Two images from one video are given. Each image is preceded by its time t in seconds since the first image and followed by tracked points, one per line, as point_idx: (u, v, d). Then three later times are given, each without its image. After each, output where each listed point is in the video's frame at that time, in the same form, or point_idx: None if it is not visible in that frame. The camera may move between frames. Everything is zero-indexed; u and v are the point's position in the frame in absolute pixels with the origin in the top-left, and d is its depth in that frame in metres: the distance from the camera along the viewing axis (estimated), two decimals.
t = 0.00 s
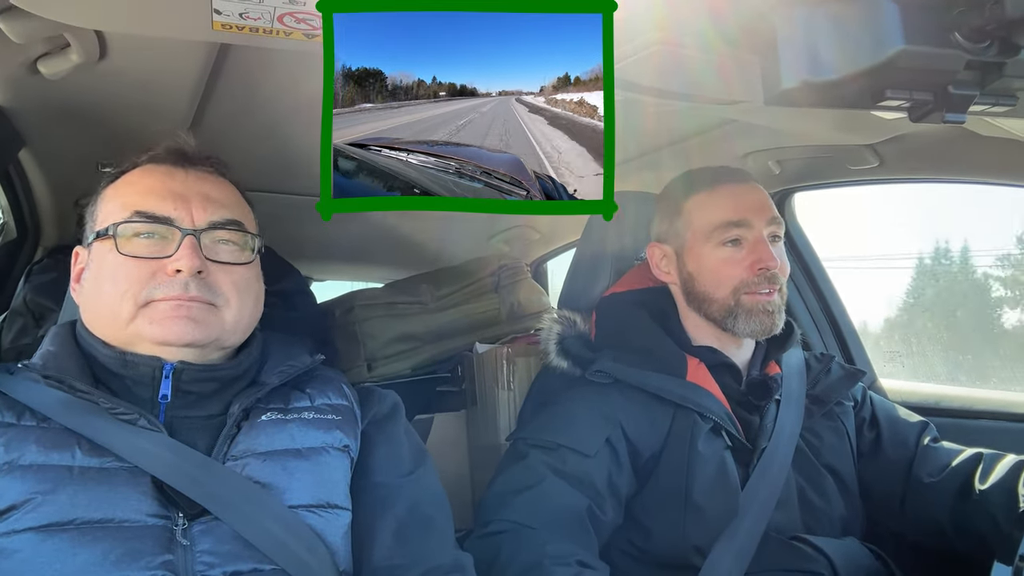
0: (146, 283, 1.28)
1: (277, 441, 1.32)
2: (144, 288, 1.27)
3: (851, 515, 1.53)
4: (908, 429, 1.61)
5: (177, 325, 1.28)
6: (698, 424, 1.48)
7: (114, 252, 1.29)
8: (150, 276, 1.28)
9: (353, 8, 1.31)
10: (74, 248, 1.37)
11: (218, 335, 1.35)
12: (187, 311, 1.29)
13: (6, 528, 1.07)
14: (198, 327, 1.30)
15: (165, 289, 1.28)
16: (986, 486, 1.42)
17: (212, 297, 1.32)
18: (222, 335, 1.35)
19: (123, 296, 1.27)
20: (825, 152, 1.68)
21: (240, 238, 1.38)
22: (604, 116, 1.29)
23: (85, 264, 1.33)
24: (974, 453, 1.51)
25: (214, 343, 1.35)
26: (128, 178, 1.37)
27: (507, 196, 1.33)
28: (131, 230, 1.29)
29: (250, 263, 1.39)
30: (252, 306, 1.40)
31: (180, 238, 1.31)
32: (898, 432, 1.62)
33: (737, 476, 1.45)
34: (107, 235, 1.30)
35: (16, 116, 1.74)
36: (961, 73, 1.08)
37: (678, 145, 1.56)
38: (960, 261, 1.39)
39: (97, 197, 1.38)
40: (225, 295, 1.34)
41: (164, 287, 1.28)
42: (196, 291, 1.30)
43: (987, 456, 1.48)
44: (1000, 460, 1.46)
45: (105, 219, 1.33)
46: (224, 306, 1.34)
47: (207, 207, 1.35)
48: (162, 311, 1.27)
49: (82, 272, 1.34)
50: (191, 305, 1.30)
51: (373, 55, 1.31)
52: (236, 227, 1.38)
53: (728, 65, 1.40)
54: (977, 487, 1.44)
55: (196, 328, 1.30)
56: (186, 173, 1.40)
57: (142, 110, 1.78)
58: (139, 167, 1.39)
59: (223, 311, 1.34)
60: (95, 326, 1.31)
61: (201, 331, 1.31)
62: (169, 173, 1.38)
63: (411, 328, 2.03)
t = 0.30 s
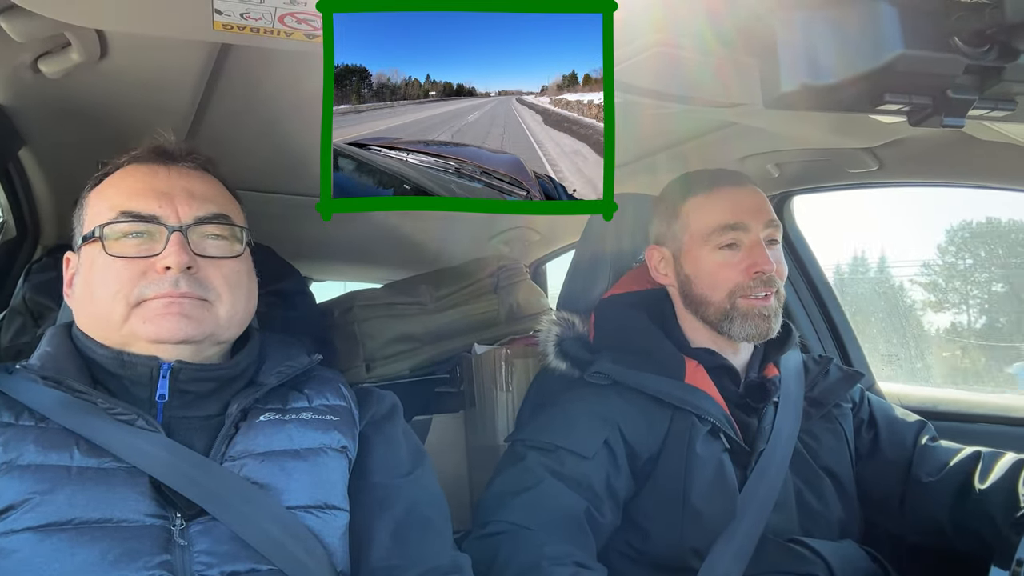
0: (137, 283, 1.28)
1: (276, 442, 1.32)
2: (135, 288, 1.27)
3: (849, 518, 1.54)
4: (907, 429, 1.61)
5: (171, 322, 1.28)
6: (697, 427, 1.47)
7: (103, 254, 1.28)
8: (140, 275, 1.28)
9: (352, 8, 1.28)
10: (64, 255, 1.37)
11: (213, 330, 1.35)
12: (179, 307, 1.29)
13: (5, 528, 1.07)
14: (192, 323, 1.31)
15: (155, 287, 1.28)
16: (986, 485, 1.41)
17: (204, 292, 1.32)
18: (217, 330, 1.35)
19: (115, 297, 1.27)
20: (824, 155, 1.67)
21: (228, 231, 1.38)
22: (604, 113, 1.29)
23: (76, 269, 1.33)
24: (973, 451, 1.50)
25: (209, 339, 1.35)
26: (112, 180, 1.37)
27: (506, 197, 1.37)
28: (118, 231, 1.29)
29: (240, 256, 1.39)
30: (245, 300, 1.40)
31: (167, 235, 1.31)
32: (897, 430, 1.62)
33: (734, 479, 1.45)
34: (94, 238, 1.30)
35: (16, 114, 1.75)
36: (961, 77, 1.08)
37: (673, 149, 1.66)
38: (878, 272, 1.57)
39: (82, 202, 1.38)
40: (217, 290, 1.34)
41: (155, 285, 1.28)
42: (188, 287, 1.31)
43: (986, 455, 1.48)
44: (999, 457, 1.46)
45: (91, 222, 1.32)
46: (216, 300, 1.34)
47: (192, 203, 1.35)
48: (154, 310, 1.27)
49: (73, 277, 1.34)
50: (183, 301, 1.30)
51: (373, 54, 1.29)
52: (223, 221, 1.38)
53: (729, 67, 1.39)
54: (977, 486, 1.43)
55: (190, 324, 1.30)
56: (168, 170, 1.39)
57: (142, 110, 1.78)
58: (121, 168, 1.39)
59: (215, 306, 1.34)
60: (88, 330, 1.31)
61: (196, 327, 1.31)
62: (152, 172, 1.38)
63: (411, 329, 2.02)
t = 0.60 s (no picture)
0: (156, 280, 1.28)
1: (276, 440, 1.32)
2: (155, 285, 1.28)
3: (849, 521, 1.54)
4: (907, 431, 1.61)
5: (192, 319, 1.29)
6: (697, 428, 1.47)
7: (121, 250, 1.28)
8: (160, 272, 1.28)
9: (352, 8, 1.27)
10: (71, 249, 1.36)
11: (230, 328, 1.35)
12: (199, 305, 1.30)
13: (5, 524, 1.07)
14: (212, 321, 1.31)
15: (176, 285, 1.29)
16: (986, 487, 1.42)
17: (223, 290, 1.33)
18: (233, 328, 1.36)
19: (133, 294, 1.27)
20: (826, 157, 1.68)
21: (244, 230, 1.38)
22: (604, 112, 1.30)
23: (86, 264, 1.32)
24: (974, 453, 1.50)
25: (224, 337, 1.36)
26: (124, 175, 1.36)
27: (506, 196, 1.36)
28: (137, 227, 1.29)
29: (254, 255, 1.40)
30: (259, 299, 1.41)
31: (187, 232, 1.31)
32: (898, 432, 1.62)
33: (735, 479, 1.45)
34: (110, 233, 1.29)
35: (17, 110, 1.74)
36: (964, 79, 1.08)
37: (670, 151, 1.65)
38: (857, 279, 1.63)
39: (91, 195, 1.37)
40: (234, 288, 1.35)
41: (175, 283, 1.29)
42: (208, 285, 1.31)
43: (986, 457, 1.48)
44: (1000, 460, 1.46)
45: (106, 217, 1.32)
46: (234, 298, 1.34)
47: (210, 201, 1.36)
48: (175, 307, 1.28)
49: (83, 271, 1.33)
50: (203, 299, 1.30)
51: (371, 54, 1.28)
52: (239, 220, 1.38)
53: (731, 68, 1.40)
54: (976, 488, 1.43)
55: (210, 322, 1.31)
56: (183, 167, 1.39)
57: (142, 107, 1.78)
58: (134, 163, 1.38)
59: (233, 304, 1.35)
60: (101, 325, 1.30)
61: (215, 325, 1.32)
62: (166, 169, 1.37)
63: (411, 327, 2.00)
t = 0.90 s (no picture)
0: (255, 293, 1.35)
1: (277, 438, 1.32)
2: (255, 298, 1.35)
3: (849, 519, 1.55)
4: (907, 429, 1.61)
5: (285, 330, 1.39)
6: (697, 426, 1.47)
7: (217, 263, 1.32)
8: (257, 287, 1.35)
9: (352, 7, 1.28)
10: (128, 252, 1.33)
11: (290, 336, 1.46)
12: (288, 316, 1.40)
13: (7, 522, 1.07)
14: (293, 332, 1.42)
15: (273, 298, 1.37)
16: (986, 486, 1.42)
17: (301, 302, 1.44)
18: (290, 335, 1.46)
19: (235, 307, 1.33)
20: (826, 155, 1.68)
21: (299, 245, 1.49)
22: (604, 113, 1.29)
23: (163, 273, 1.31)
24: (973, 451, 1.50)
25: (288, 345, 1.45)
26: (197, 184, 1.36)
27: (506, 196, 1.35)
28: (237, 242, 1.34)
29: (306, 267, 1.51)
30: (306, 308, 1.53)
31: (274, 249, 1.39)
32: (898, 431, 1.62)
33: (736, 478, 1.45)
34: (212, 246, 1.32)
35: (17, 108, 1.74)
36: (965, 77, 1.08)
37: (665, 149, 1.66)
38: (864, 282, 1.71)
39: (152, 199, 1.35)
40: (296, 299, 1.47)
41: (271, 296, 1.37)
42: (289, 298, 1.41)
43: (986, 455, 1.48)
44: (1000, 459, 1.46)
45: (191, 228, 1.33)
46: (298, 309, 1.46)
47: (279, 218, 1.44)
48: (273, 318, 1.37)
49: (151, 279, 1.31)
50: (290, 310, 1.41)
51: (373, 54, 1.28)
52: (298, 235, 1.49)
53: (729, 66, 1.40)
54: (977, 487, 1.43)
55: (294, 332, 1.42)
56: (246, 180, 1.43)
57: (142, 105, 1.78)
58: (202, 172, 1.38)
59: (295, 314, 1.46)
60: (182, 333, 1.33)
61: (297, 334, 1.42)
62: (237, 182, 1.40)
63: (412, 325, 2.00)
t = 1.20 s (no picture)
0: (254, 297, 1.35)
1: (279, 441, 1.32)
2: (254, 302, 1.35)
3: (850, 517, 1.55)
4: (908, 427, 1.61)
5: (284, 334, 1.39)
6: (698, 426, 1.47)
7: (215, 267, 1.32)
8: (256, 290, 1.35)
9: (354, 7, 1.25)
10: (123, 254, 1.32)
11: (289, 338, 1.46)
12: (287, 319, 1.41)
13: (9, 526, 1.07)
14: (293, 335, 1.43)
15: (272, 301, 1.38)
16: (987, 483, 1.40)
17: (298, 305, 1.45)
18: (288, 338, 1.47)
19: (234, 311, 1.33)
20: (826, 153, 1.69)
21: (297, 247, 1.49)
22: (604, 113, 1.26)
23: (159, 277, 1.31)
24: (975, 449, 1.49)
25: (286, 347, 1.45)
26: (194, 188, 1.36)
27: (506, 197, 1.38)
28: (235, 246, 1.33)
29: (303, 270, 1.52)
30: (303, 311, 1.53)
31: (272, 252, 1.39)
32: (898, 429, 1.62)
33: (736, 477, 1.46)
34: (210, 250, 1.32)
35: (16, 112, 1.74)
36: (963, 74, 1.07)
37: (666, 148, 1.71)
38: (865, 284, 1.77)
39: (150, 203, 1.34)
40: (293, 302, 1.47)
41: (269, 300, 1.38)
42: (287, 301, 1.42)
43: (987, 453, 1.47)
44: (1002, 456, 1.44)
45: (189, 231, 1.33)
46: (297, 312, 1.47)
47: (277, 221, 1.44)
48: (272, 322, 1.37)
49: (150, 283, 1.31)
50: (289, 313, 1.41)
51: (373, 53, 1.27)
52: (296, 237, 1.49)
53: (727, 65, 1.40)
54: (978, 484, 1.42)
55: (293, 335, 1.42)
56: (243, 183, 1.43)
57: (141, 108, 1.78)
58: (199, 175, 1.38)
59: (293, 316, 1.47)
60: (180, 337, 1.33)
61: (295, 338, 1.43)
62: (234, 185, 1.41)
63: (412, 327, 2.03)
